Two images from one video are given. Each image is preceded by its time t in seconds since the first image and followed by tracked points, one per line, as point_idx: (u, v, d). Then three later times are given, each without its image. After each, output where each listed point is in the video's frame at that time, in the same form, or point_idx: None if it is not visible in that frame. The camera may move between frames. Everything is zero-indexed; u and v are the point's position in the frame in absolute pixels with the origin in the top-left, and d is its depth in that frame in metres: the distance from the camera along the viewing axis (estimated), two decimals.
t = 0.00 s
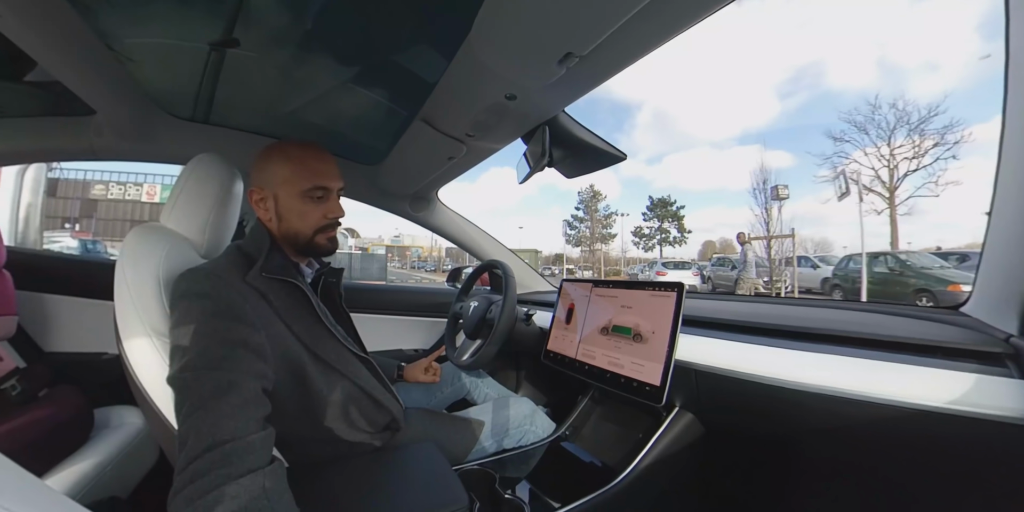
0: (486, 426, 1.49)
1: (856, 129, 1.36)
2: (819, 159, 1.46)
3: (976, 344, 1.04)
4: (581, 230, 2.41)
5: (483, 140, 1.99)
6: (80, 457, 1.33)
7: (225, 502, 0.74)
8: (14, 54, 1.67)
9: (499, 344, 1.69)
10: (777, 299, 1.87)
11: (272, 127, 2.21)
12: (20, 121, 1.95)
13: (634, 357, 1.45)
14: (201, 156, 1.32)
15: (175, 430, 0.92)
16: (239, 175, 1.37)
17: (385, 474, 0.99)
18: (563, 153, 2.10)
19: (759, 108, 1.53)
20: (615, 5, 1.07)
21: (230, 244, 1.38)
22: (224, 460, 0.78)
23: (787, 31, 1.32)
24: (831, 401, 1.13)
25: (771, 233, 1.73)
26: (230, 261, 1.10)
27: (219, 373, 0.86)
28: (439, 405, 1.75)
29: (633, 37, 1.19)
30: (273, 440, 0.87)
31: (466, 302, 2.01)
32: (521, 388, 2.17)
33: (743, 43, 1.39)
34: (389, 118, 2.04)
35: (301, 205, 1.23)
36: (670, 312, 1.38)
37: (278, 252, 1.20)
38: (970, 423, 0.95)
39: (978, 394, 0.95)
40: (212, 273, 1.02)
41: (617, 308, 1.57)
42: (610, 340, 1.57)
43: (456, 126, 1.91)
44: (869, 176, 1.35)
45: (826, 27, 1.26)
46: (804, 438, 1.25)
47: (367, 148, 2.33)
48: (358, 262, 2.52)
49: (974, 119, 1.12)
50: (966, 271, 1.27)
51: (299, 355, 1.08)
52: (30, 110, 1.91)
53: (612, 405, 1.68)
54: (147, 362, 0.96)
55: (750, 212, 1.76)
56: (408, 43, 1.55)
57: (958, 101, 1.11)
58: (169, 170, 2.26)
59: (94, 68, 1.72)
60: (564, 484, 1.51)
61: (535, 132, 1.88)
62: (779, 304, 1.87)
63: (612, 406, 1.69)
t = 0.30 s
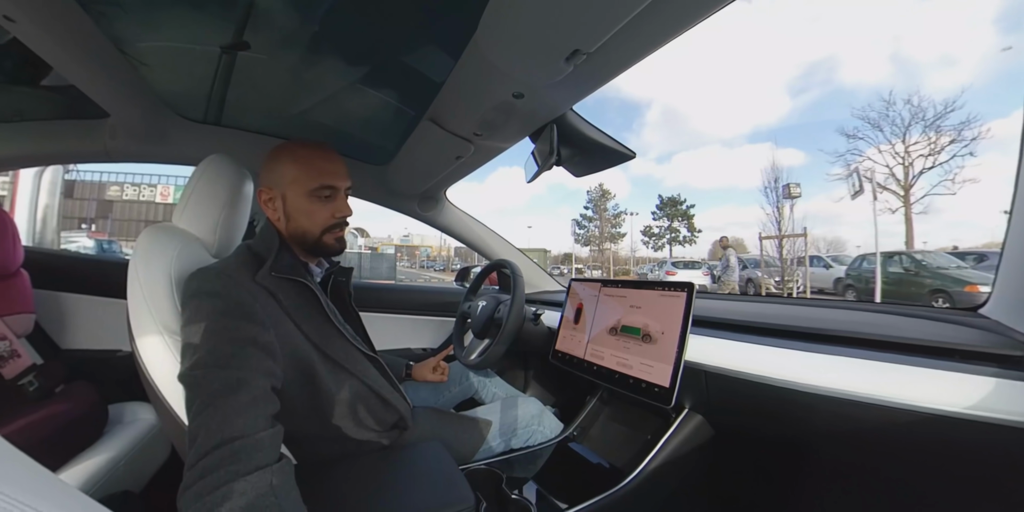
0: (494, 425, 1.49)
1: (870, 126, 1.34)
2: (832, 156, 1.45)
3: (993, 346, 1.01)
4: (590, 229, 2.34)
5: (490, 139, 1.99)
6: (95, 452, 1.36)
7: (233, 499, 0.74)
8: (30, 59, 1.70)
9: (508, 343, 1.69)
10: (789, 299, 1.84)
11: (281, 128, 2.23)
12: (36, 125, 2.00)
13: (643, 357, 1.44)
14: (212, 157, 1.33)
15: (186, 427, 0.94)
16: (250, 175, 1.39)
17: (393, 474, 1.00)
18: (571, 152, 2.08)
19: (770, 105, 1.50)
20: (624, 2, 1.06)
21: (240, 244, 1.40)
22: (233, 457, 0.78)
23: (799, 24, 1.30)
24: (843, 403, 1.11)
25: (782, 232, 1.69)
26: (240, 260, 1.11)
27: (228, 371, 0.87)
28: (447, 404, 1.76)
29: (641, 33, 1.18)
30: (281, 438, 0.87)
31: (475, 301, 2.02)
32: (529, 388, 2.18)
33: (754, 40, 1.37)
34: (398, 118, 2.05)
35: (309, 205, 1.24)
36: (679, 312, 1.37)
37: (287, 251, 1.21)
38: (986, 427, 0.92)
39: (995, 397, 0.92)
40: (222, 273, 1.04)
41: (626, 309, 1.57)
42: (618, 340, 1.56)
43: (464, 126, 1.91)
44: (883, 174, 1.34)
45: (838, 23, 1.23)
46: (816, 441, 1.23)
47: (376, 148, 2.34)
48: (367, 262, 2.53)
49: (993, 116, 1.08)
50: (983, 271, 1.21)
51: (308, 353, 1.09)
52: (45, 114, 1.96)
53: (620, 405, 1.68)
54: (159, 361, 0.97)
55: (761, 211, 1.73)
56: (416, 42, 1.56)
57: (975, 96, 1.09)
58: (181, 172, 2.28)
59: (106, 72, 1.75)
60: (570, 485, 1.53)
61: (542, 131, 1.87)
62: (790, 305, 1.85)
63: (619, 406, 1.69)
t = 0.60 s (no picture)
0: (501, 425, 1.49)
1: (884, 123, 1.34)
2: (845, 155, 1.45)
3: (1012, 346, 0.99)
4: (598, 229, 2.31)
5: (498, 139, 1.98)
6: (108, 446, 1.38)
7: (240, 493, 0.74)
8: (47, 64, 1.73)
9: (516, 342, 1.70)
10: (800, 299, 1.82)
11: (291, 129, 2.25)
12: (52, 129, 2.02)
13: (651, 357, 1.43)
14: (223, 158, 1.34)
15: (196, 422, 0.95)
16: (260, 176, 1.40)
17: (399, 471, 1.00)
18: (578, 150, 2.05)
19: (778, 102, 1.47)
20: None
21: (250, 243, 1.42)
22: (242, 451, 0.79)
23: (809, 21, 1.23)
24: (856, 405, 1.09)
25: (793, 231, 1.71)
26: (249, 259, 1.13)
27: (238, 367, 0.88)
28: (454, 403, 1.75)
29: (647, 32, 1.18)
30: (290, 433, 0.88)
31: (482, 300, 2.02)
32: (537, 387, 2.17)
33: (762, 37, 1.30)
34: (406, 118, 2.06)
35: (318, 204, 1.25)
36: (688, 312, 1.36)
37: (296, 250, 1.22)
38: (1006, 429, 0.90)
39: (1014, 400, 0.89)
40: (232, 271, 1.05)
41: (634, 308, 1.56)
42: (626, 339, 1.55)
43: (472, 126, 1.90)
44: (897, 172, 1.35)
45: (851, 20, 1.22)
46: (829, 444, 1.20)
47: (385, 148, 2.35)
48: (376, 262, 2.54)
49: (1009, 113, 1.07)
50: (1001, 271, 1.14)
51: (317, 351, 1.10)
52: (61, 118, 1.98)
53: (627, 406, 1.67)
54: (170, 358, 0.99)
55: (772, 210, 1.74)
56: (423, 41, 1.57)
57: (991, 92, 1.09)
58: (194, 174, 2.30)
59: (122, 77, 1.77)
60: (577, 485, 1.52)
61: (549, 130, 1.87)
62: (801, 305, 1.82)
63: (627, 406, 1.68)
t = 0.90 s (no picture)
0: (508, 423, 1.48)
1: (897, 119, 1.34)
2: (856, 152, 1.43)
3: None
4: (606, 227, 2.30)
5: (505, 138, 1.98)
6: (121, 440, 1.40)
7: (248, 488, 0.75)
8: (60, 67, 1.76)
9: (522, 340, 1.70)
10: (811, 298, 1.81)
11: (300, 128, 2.26)
12: (66, 130, 2.05)
13: (658, 356, 1.43)
14: (232, 157, 1.36)
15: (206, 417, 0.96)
16: (268, 174, 1.42)
17: (406, 468, 1.00)
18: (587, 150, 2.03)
19: (787, 101, 1.45)
20: None
21: (260, 241, 1.43)
22: (250, 447, 0.79)
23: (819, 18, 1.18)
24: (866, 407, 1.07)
25: (803, 230, 1.68)
26: (258, 258, 1.14)
27: (246, 364, 0.89)
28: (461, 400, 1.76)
29: (653, 31, 1.18)
30: (298, 429, 0.89)
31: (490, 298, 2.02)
32: (545, 385, 2.17)
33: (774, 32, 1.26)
34: (414, 116, 2.06)
35: (310, 203, 1.26)
36: (696, 312, 1.35)
37: (303, 249, 1.23)
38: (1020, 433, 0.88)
39: None
40: (241, 268, 1.06)
41: (641, 307, 1.55)
42: (633, 338, 1.55)
43: (479, 126, 1.90)
44: (910, 169, 1.34)
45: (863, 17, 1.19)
46: (840, 445, 1.19)
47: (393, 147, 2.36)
48: (385, 260, 2.55)
49: None
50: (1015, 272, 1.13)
51: (325, 348, 1.11)
52: (74, 119, 2.01)
53: (633, 405, 1.67)
54: (180, 355, 1.00)
55: (782, 207, 1.69)
56: (430, 40, 1.57)
57: (1009, 86, 1.09)
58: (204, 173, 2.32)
59: (134, 79, 1.79)
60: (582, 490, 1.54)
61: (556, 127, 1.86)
62: (813, 304, 1.80)
63: (634, 404, 1.67)
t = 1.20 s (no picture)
0: (516, 422, 1.48)
1: (910, 117, 1.37)
2: (868, 151, 1.46)
3: None
4: (614, 227, 2.30)
5: (513, 138, 1.98)
6: (135, 434, 1.43)
7: (262, 483, 0.76)
8: (76, 71, 1.80)
9: (530, 340, 1.71)
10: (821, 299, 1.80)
11: (311, 129, 2.28)
12: (81, 132, 2.09)
13: (666, 357, 1.43)
14: (243, 159, 1.37)
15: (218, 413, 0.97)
16: (278, 174, 1.43)
17: (416, 465, 1.01)
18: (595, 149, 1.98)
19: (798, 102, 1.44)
20: None
21: (271, 240, 1.45)
22: (263, 443, 0.80)
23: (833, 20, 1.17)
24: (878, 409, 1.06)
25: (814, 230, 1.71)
26: (269, 257, 1.15)
27: (258, 362, 0.90)
28: (469, 399, 1.77)
29: (664, 32, 1.18)
30: (309, 426, 0.90)
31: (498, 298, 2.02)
32: (552, 385, 2.17)
33: (774, 32, 1.21)
34: (423, 117, 2.07)
35: (317, 204, 1.28)
36: (705, 312, 1.34)
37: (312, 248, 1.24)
38: None
39: None
40: (253, 268, 1.07)
41: (650, 307, 1.55)
42: (642, 339, 1.55)
43: (488, 126, 1.91)
44: (923, 168, 1.41)
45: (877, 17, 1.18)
46: (852, 448, 1.18)
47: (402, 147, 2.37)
48: (393, 260, 2.57)
49: None
50: None
51: (335, 346, 1.12)
52: (89, 121, 2.05)
53: (641, 405, 1.67)
54: (193, 352, 1.02)
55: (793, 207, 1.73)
56: (439, 41, 1.58)
57: None
58: (216, 174, 2.35)
59: (147, 82, 1.82)
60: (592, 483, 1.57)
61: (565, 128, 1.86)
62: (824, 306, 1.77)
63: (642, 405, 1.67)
